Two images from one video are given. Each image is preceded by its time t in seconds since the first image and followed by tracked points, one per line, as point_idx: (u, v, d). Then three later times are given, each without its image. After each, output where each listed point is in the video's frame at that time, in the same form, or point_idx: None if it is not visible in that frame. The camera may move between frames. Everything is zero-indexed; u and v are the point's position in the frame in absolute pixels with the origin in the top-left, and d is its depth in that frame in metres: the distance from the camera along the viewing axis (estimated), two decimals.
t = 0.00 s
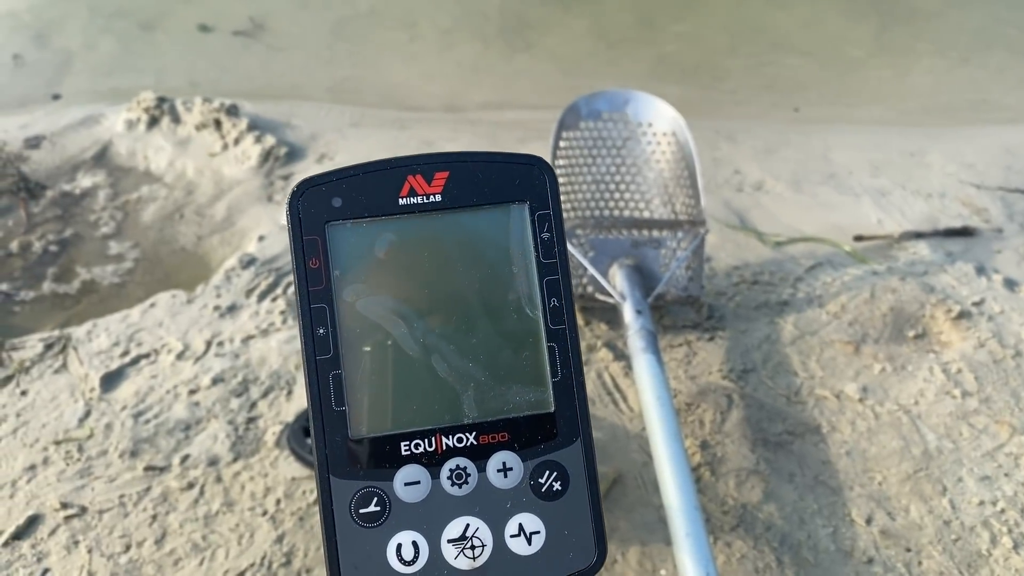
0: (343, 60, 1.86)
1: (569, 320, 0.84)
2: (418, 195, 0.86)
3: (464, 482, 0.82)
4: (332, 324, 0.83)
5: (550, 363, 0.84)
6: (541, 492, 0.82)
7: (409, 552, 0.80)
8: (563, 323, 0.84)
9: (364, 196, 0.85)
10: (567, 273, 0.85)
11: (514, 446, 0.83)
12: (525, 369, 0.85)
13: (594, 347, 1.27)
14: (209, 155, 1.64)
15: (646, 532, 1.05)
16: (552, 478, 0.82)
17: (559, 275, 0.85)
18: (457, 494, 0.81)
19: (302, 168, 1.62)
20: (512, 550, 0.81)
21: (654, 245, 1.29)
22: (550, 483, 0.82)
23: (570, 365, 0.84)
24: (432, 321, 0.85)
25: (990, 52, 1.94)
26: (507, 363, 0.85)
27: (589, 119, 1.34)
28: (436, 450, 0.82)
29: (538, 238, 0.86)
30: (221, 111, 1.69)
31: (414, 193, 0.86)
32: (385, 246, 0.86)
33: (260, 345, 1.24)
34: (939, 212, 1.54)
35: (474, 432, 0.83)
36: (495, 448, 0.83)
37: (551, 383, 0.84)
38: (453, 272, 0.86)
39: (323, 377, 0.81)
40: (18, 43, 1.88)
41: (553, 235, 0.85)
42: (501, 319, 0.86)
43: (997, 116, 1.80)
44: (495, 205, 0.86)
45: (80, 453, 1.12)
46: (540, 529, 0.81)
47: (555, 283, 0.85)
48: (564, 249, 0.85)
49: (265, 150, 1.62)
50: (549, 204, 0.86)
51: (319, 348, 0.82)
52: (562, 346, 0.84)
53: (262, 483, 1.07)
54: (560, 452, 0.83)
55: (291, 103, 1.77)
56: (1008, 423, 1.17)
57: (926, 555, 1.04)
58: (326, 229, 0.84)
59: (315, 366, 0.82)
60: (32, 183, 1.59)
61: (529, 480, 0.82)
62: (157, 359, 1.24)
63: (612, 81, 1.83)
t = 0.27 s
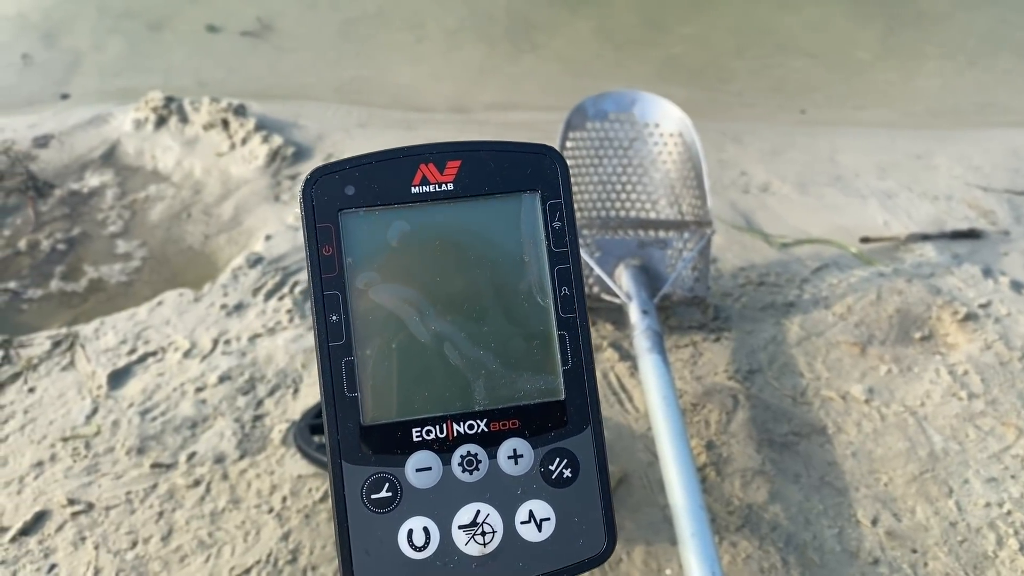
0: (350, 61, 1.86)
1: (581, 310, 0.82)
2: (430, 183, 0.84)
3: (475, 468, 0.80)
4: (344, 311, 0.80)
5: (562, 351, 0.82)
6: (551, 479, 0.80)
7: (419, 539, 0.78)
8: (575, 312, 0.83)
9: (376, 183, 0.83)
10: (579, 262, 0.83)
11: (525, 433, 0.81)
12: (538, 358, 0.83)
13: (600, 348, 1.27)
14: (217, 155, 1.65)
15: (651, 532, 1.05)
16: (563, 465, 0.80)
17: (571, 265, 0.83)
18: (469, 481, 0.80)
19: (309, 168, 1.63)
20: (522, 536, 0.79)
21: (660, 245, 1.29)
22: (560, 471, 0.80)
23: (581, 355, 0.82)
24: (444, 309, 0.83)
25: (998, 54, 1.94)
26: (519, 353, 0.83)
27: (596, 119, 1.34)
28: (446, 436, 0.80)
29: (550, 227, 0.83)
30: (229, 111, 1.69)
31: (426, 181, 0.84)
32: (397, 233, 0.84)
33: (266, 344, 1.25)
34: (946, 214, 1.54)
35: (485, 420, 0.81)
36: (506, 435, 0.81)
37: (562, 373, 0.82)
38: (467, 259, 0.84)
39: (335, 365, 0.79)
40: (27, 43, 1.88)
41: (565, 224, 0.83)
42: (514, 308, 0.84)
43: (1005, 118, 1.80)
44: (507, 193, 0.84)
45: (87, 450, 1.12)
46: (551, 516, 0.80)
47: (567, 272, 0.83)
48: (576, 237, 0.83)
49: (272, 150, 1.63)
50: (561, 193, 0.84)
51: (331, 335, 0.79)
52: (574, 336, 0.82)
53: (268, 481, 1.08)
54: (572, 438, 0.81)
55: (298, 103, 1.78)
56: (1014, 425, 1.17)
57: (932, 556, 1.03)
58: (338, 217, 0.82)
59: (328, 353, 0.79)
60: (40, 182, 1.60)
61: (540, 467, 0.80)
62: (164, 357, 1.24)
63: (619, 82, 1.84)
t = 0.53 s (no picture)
0: (359, 59, 1.86)
1: (598, 295, 0.83)
2: (449, 168, 0.84)
3: (493, 454, 0.80)
4: (363, 295, 0.81)
5: (580, 336, 0.83)
6: (569, 465, 0.81)
7: (438, 523, 0.79)
8: (592, 297, 0.83)
9: (394, 167, 0.83)
10: (597, 247, 0.83)
11: (543, 419, 0.81)
12: (554, 342, 0.84)
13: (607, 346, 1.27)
14: (225, 152, 1.65)
15: (658, 531, 1.05)
16: (581, 451, 0.81)
17: (589, 250, 0.83)
18: (487, 466, 0.80)
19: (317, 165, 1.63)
20: (540, 522, 0.80)
21: (668, 243, 1.29)
22: (578, 456, 0.81)
23: (598, 339, 0.83)
24: (461, 293, 0.84)
25: (1008, 55, 1.93)
26: (536, 337, 0.84)
27: (604, 117, 1.32)
28: (465, 422, 0.81)
29: (569, 212, 0.84)
30: (237, 108, 1.70)
31: (445, 165, 0.84)
32: (416, 218, 0.84)
33: (274, 340, 1.25)
34: (955, 215, 1.53)
35: (503, 405, 0.82)
36: (524, 420, 0.81)
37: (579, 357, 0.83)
38: (485, 244, 0.85)
39: (354, 348, 0.80)
40: (37, 41, 1.89)
41: (583, 209, 0.84)
42: (532, 292, 0.84)
43: (1016, 119, 1.79)
44: (526, 179, 0.85)
45: (94, 444, 1.12)
46: (568, 502, 0.80)
47: (585, 257, 0.83)
48: (594, 222, 0.84)
49: (280, 148, 1.63)
50: (579, 178, 0.84)
51: (350, 320, 0.80)
52: (591, 320, 0.83)
53: (274, 476, 1.08)
54: (589, 425, 0.81)
55: (306, 101, 1.78)
56: None
57: (940, 556, 1.03)
58: (357, 201, 0.82)
59: (346, 337, 0.80)
60: (49, 178, 1.60)
61: (557, 453, 0.81)
62: (171, 353, 1.24)
63: (628, 81, 1.83)
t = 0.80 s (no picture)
0: (369, 55, 1.87)
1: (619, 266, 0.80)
2: (468, 136, 0.81)
3: (513, 421, 0.77)
4: (382, 263, 0.78)
5: (601, 308, 0.80)
6: (588, 433, 0.78)
7: (456, 490, 0.76)
8: (613, 269, 0.80)
9: (413, 136, 0.80)
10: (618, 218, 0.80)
11: (562, 388, 0.79)
12: (577, 315, 0.81)
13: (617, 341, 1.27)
14: (236, 147, 1.66)
15: (666, 525, 1.05)
16: (600, 419, 0.78)
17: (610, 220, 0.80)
18: (505, 434, 0.77)
19: (326, 160, 1.63)
20: (558, 490, 0.77)
21: (678, 239, 1.30)
22: (596, 425, 0.78)
23: (620, 311, 0.80)
24: (483, 264, 0.81)
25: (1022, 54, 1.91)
26: (557, 308, 0.81)
27: (614, 114, 1.33)
28: (483, 390, 0.78)
29: (590, 182, 0.81)
30: (248, 103, 1.70)
31: (464, 135, 0.81)
32: (436, 186, 0.81)
33: (283, 333, 1.25)
34: (967, 212, 1.52)
35: (522, 373, 0.79)
36: (543, 389, 0.78)
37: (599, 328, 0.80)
38: (507, 214, 0.81)
39: (373, 317, 0.77)
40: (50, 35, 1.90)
41: (604, 178, 0.81)
42: (552, 262, 0.81)
43: None
44: (547, 147, 0.81)
45: (104, 435, 1.13)
46: (587, 470, 0.77)
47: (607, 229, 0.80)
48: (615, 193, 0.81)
49: (291, 143, 1.64)
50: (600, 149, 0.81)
51: (369, 288, 0.77)
52: (611, 291, 0.80)
53: (283, 468, 1.08)
54: (609, 393, 0.79)
55: (317, 96, 1.78)
56: None
57: (950, 553, 1.02)
58: (377, 169, 0.79)
59: (365, 306, 0.77)
60: (61, 171, 1.61)
61: (576, 421, 0.78)
62: (181, 345, 1.25)
63: (638, 78, 1.83)
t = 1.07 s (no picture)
0: (379, 52, 1.87)
1: (620, 268, 0.82)
2: (472, 138, 0.83)
3: (514, 426, 0.80)
4: (385, 264, 0.80)
5: (602, 310, 0.82)
6: (589, 437, 0.80)
7: (457, 494, 0.78)
8: (615, 270, 0.82)
9: (418, 137, 0.83)
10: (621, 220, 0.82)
11: (563, 392, 0.81)
12: (575, 315, 0.83)
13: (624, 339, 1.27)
14: (245, 143, 1.66)
15: (672, 525, 1.05)
16: (601, 424, 0.80)
17: (612, 222, 0.82)
18: (507, 438, 0.79)
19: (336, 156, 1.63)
20: (560, 495, 0.79)
21: (687, 237, 1.28)
22: (598, 430, 0.80)
23: (621, 311, 0.82)
24: (484, 264, 0.83)
25: None
26: (558, 309, 0.83)
27: (624, 111, 1.33)
28: (485, 394, 0.80)
29: (592, 184, 0.83)
30: (258, 99, 1.70)
31: (468, 136, 0.83)
32: (440, 188, 0.83)
33: (290, 329, 1.25)
34: (979, 213, 1.51)
35: (523, 376, 0.81)
36: (544, 393, 0.80)
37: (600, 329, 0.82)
38: (507, 216, 0.84)
39: (375, 317, 0.80)
40: (62, 30, 1.91)
41: (607, 181, 0.83)
42: (554, 264, 0.83)
43: None
44: (549, 150, 0.84)
45: (112, 429, 1.13)
46: (588, 475, 0.79)
47: (608, 230, 0.82)
48: (618, 194, 0.83)
49: (300, 138, 1.64)
50: (604, 151, 0.84)
51: (372, 289, 0.80)
52: (614, 293, 0.82)
53: (289, 464, 1.08)
54: (610, 399, 0.81)
55: (326, 92, 1.78)
56: None
57: (957, 556, 1.01)
58: (381, 170, 0.82)
59: (368, 306, 0.80)
60: (72, 166, 1.62)
61: (578, 427, 0.80)
62: (189, 340, 1.25)
63: (648, 75, 1.82)
